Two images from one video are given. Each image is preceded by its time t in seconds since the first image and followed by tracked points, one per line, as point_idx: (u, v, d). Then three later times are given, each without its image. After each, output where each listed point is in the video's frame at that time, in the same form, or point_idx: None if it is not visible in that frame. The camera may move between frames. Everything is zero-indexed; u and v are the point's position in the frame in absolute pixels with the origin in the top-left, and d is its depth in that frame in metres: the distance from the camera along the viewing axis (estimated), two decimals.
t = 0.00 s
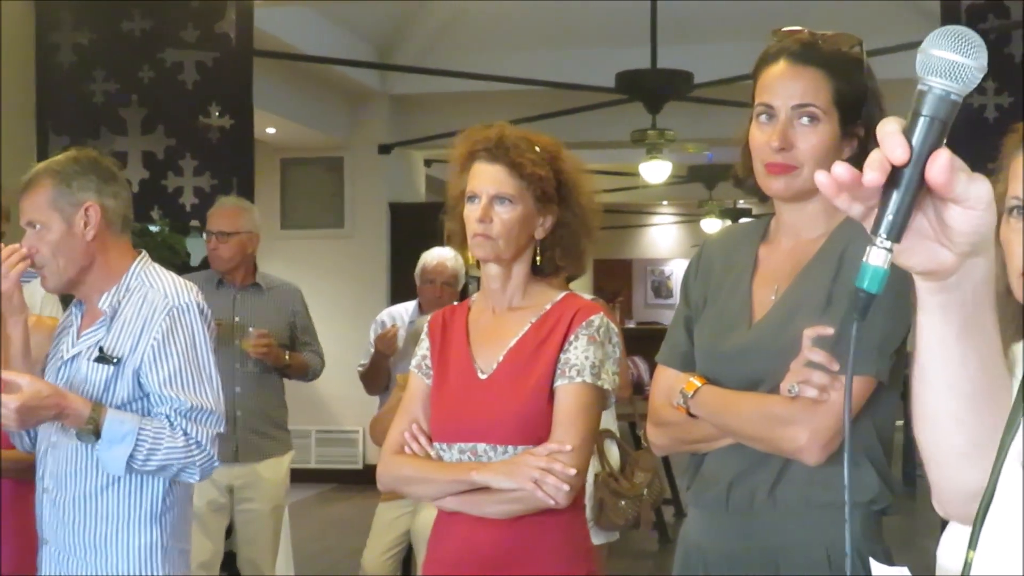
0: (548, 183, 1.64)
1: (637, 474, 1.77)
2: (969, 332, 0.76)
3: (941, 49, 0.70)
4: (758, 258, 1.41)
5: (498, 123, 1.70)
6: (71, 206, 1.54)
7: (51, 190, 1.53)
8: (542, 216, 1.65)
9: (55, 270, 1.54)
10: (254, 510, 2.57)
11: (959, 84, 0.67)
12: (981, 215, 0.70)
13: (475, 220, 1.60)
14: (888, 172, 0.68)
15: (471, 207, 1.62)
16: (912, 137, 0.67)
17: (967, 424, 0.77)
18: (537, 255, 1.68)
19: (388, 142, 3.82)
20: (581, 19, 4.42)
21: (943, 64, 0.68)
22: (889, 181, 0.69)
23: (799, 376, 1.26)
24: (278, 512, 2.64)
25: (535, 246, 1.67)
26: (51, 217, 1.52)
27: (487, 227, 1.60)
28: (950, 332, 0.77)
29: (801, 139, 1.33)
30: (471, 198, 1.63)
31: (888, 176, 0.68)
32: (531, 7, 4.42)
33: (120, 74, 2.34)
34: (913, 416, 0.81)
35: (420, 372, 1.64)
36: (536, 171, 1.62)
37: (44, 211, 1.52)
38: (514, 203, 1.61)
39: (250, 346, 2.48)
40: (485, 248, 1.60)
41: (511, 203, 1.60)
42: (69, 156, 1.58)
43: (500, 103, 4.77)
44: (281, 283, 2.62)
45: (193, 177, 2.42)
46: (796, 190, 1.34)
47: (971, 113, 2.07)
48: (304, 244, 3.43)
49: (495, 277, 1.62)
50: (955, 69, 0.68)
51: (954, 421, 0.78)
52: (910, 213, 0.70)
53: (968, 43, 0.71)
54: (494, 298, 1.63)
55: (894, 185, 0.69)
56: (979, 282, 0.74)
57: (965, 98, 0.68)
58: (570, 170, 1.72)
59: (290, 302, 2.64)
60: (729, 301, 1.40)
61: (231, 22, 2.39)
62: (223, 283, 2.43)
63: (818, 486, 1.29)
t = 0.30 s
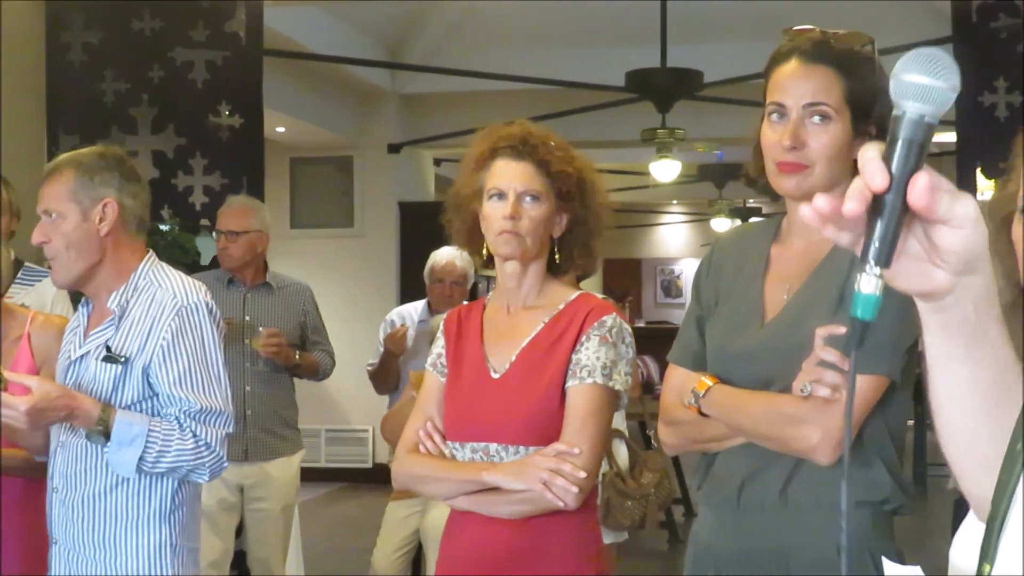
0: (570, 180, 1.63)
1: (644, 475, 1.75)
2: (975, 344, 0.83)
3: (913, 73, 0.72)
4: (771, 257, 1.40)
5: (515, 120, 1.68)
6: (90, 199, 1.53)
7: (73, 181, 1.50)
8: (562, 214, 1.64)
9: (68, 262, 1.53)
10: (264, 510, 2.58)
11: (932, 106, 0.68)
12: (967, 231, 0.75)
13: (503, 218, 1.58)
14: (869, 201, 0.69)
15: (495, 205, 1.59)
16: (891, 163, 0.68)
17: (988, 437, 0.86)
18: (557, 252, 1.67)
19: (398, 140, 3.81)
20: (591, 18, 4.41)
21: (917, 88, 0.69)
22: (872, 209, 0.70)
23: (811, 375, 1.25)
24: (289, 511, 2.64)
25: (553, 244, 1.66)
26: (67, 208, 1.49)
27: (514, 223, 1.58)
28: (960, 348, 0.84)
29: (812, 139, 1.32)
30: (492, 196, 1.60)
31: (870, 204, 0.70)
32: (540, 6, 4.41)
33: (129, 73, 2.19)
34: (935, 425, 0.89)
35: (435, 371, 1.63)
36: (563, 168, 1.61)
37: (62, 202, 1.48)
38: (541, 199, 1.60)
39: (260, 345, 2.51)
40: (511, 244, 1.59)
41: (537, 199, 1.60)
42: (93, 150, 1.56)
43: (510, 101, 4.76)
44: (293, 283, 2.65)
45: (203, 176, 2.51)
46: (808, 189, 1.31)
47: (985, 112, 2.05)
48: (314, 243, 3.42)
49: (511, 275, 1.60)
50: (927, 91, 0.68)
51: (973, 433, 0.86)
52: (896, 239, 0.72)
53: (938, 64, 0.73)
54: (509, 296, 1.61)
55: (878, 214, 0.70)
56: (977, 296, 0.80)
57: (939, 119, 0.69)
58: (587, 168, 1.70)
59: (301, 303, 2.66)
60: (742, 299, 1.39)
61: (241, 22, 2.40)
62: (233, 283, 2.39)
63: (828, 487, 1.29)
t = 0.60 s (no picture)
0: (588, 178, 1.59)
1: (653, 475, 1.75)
2: (1008, 369, 0.83)
3: (932, 103, 0.74)
4: (784, 256, 1.39)
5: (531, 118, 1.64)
6: (107, 193, 1.54)
7: (92, 176, 1.52)
8: (578, 212, 1.60)
9: (78, 252, 1.51)
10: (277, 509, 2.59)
11: (957, 137, 0.72)
12: (997, 259, 0.79)
13: (524, 216, 1.52)
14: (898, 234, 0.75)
15: (515, 205, 1.53)
16: (918, 195, 0.73)
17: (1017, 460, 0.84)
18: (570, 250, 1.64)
19: (409, 140, 3.81)
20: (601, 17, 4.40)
21: (941, 118, 0.72)
22: (903, 243, 0.76)
23: (823, 373, 1.26)
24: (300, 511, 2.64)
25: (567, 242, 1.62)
26: (83, 201, 1.49)
27: (537, 222, 1.52)
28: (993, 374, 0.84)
29: (824, 137, 1.31)
30: (512, 195, 1.54)
31: (899, 237, 0.76)
32: (548, 5, 4.40)
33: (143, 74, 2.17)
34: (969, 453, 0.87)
35: (447, 368, 1.58)
36: (581, 166, 1.57)
37: (78, 195, 1.49)
38: (562, 198, 1.55)
39: (271, 344, 2.50)
40: (531, 243, 1.52)
41: (558, 198, 1.55)
42: (116, 149, 1.57)
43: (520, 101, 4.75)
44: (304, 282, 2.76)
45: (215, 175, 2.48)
46: (821, 188, 1.32)
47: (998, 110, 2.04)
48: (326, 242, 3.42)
49: (527, 274, 1.56)
50: (953, 122, 0.72)
51: (1001, 457, 0.84)
52: (926, 268, 0.76)
53: (958, 92, 0.74)
54: (525, 295, 1.57)
55: (907, 248, 0.76)
56: (1007, 322, 0.82)
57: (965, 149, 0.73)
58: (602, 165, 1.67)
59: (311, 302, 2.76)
60: (754, 296, 1.38)
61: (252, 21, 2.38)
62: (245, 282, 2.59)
63: (842, 487, 1.28)
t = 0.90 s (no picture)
0: (606, 177, 1.57)
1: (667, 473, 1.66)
2: None
3: (975, 88, 0.75)
4: (800, 255, 1.38)
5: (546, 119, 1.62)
6: (130, 190, 1.52)
7: (116, 171, 1.51)
8: (597, 212, 1.58)
9: (96, 246, 1.49)
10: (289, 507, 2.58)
11: (995, 122, 0.73)
12: None
13: (545, 215, 1.50)
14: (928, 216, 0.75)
15: (534, 205, 1.52)
16: (952, 175, 0.73)
17: None
18: (586, 249, 1.61)
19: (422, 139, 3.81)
20: (614, 16, 4.38)
21: (977, 103, 0.73)
22: (933, 224, 0.76)
23: (842, 371, 1.25)
24: (314, 509, 2.63)
25: (584, 241, 1.59)
26: (106, 196, 1.48)
27: (557, 222, 1.50)
28: None
29: (842, 136, 1.30)
30: (530, 195, 1.52)
31: (930, 218, 0.75)
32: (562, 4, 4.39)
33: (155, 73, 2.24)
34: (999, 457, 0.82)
35: (460, 368, 1.55)
36: (599, 166, 1.55)
37: (99, 191, 1.48)
38: (580, 196, 1.53)
39: (285, 343, 2.46)
40: (550, 242, 1.49)
41: (576, 197, 1.52)
42: (142, 149, 1.57)
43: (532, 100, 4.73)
44: (319, 282, 2.73)
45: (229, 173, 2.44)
46: (839, 186, 1.31)
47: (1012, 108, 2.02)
48: (338, 240, 3.42)
49: (546, 272, 1.52)
50: (989, 107, 0.73)
51: None
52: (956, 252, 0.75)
53: (1003, 80, 0.75)
54: (542, 294, 1.53)
55: (937, 228, 0.75)
56: None
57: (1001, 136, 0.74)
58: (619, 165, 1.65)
59: (326, 301, 2.72)
60: (771, 295, 1.37)
61: (265, 21, 2.42)
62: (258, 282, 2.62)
63: (862, 485, 1.26)
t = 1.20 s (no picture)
0: (626, 176, 1.56)
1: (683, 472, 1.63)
2: None
3: (977, 67, 0.75)
4: (819, 252, 1.37)
5: (566, 118, 1.62)
6: (155, 188, 1.52)
7: (142, 169, 1.52)
8: (616, 212, 1.57)
9: (120, 241, 1.51)
10: (306, 505, 2.58)
11: (997, 100, 0.73)
12: None
13: (564, 213, 1.49)
14: (937, 191, 0.76)
15: (554, 204, 1.51)
16: (958, 154, 0.74)
17: None
18: (605, 248, 1.60)
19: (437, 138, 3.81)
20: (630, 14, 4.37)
21: (980, 81, 0.74)
22: (941, 202, 0.76)
23: (863, 368, 1.21)
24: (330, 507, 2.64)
25: (603, 240, 1.59)
26: (132, 190, 1.51)
27: (577, 220, 1.49)
28: None
29: (862, 134, 1.28)
30: (550, 194, 1.52)
31: (938, 194, 0.76)
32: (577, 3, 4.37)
33: (172, 72, 2.40)
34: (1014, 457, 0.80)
35: (477, 366, 1.55)
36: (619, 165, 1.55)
37: (127, 185, 1.51)
38: (600, 195, 1.52)
39: (303, 342, 2.47)
40: (570, 240, 1.49)
41: (596, 195, 1.52)
42: (167, 147, 1.57)
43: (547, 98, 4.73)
44: (336, 280, 2.65)
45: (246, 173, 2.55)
46: (858, 185, 1.29)
47: None
48: (353, 239, 3.43)
49: (566, 270, 1.51)
50: (991, 85, 0.74)
51: None
52: (964, 230, 0.76)
53: (1005, 61, 0.76)
54: (561, 293, 1.52)
55: (946, 206, 0.76)
56: None
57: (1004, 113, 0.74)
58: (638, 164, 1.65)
59: (342, 298, 2.66)
60: (790, 293, 1.36)
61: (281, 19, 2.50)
62: (276, 282, 2.56)
63: (883, 483, 1.25)
